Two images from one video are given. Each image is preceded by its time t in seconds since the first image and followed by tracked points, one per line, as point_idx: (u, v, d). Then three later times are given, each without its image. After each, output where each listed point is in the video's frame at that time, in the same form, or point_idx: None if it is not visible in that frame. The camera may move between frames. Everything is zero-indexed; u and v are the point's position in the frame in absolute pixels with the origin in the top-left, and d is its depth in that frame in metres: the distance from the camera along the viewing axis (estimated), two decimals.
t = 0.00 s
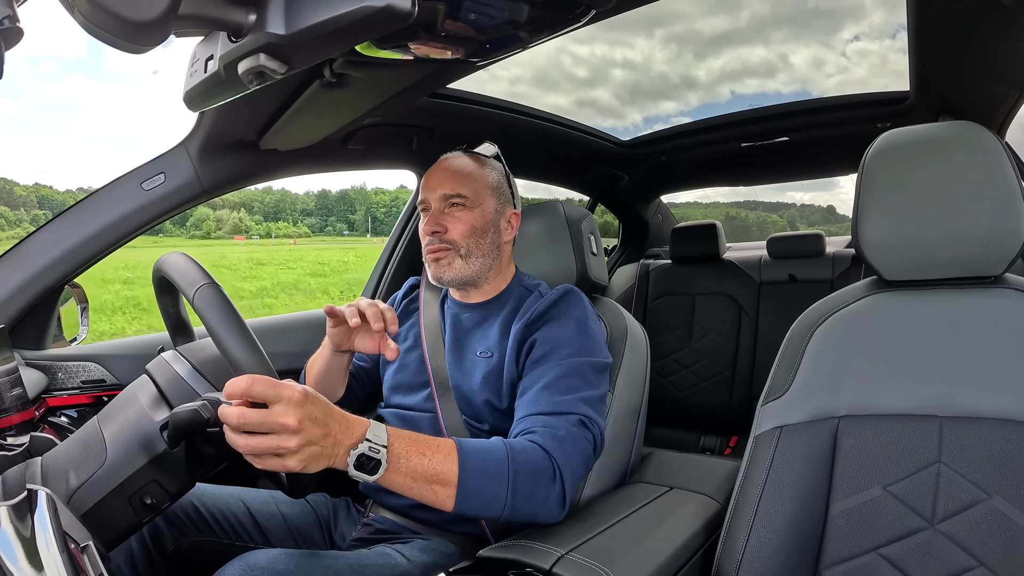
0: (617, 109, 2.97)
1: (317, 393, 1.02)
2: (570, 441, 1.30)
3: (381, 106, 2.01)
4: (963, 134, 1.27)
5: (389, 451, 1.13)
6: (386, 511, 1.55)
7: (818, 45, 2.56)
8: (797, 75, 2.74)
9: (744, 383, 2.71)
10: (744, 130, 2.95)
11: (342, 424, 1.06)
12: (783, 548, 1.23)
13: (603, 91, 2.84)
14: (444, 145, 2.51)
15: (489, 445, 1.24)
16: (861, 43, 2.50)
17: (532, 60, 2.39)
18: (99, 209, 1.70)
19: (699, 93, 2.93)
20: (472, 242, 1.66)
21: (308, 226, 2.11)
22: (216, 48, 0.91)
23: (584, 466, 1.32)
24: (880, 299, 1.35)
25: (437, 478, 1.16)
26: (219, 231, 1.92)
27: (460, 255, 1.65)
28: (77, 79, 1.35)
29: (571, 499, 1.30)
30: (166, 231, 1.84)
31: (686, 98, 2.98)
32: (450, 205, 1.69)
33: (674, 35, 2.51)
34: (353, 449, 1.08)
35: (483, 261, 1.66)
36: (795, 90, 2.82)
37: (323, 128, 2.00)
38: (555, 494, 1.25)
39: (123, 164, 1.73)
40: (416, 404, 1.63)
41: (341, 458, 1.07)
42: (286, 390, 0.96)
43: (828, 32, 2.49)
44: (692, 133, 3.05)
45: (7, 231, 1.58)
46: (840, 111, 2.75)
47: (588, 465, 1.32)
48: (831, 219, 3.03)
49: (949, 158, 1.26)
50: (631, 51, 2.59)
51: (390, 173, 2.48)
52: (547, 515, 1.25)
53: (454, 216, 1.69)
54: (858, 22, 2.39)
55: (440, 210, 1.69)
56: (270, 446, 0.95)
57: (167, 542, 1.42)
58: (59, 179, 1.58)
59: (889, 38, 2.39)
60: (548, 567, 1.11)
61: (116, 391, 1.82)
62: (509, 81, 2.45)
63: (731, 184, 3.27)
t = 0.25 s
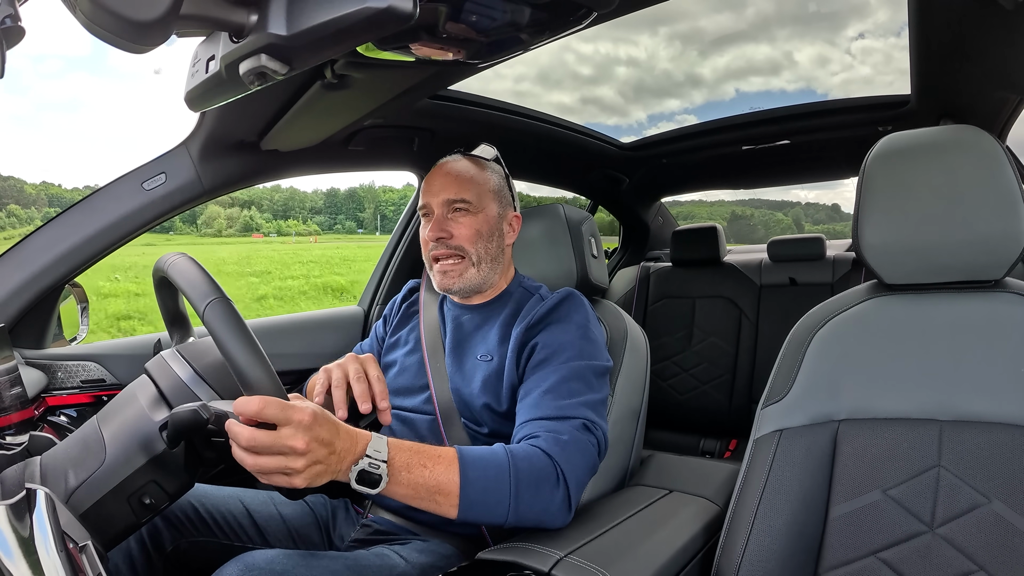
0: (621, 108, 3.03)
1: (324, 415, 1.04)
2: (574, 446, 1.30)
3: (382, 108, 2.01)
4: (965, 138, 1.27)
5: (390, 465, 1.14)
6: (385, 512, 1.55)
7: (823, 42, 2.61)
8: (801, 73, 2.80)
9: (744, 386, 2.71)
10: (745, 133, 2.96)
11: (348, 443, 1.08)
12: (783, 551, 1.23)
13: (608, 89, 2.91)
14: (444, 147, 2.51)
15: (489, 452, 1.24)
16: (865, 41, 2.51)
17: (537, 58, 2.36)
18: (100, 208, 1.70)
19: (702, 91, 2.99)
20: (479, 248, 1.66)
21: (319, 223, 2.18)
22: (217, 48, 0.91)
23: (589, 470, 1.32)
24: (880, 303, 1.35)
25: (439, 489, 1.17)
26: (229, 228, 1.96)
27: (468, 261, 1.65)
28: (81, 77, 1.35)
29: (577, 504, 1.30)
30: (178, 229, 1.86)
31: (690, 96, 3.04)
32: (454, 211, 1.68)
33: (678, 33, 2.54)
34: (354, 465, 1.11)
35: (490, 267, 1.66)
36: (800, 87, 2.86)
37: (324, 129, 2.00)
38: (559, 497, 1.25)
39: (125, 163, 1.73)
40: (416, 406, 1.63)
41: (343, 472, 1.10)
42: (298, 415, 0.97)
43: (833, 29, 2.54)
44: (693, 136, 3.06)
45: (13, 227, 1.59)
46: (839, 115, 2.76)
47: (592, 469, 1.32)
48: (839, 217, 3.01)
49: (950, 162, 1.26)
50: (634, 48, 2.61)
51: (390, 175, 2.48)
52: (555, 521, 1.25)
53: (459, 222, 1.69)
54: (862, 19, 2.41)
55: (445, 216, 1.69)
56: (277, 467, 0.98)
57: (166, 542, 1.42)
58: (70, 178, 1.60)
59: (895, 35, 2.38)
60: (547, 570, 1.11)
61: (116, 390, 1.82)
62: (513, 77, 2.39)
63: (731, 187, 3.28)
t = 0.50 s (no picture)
0: (630, 105, 3.04)
1: (332, 440, 1.09)
2: (576, 448, 1.31)
3: (380, 109, 2.01)
4: (963, 136, 1.27)
5: (389, 480, 1.19)
6: (384, 513, 1.55)
7: (830, 40, 2.56)
8: (809, 70, 2.75)
9: (744, 386, 2.71)
10: (743, 133, 2.96)
11: (352, 462, 1.14)
12: (783, 550, 1.23)
13: (615, 87, 2.91)
14: (443, 148, 2.51)
15: (488, 458, 1.26)
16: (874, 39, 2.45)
17: (543, 57, 2.40)
18: (99, 210, 1.70)
19: (710, 89, 2.95)
20: (478, 246, 1.65)
21: (331, 221, 2.20)
22: (215, 50, 0.91)
23: (592, 471, 1.33)
24: (879, 302, 1.35)
25: (438, 501, 1.20)
26: (243, 226, 1.99)
27: (466, 258, 1.65)
28: (81, 78, 1.35)
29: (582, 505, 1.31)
30: (191, 227, 1.90)
31: (697, 93, 3.00)
32: (454, 209, 1.68)
33: (686, 30, 2.54)
34: (353, 481, 1.17)
35: (488, 265, 1.66)
36: (808, 85, 2.81)
37: (323, 131, 2.00)
38: (561, 499, 1.26)
39: (123, 166, 1.73)
40: (416, 407, 1.64)
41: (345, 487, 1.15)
42: (310, 445, 1.03)
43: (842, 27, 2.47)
44: (691, 135, 3.06)
45: (14, 228, 1.60)
46: (836, 115, 2.76)
47: (594, 469, 1.33)
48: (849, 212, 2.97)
49: (948, 161, 1.26)
50: (641, 46, 2.60)
51: (389, 176, 2.48)
52: (561, 522, 1.25)
53: (458, 220, 1.68)
54: (870, 16, 2.35)
55: (444, 214, 1.68)
56: (286, 491, 1.04)
57: (166, 544, 1.42)
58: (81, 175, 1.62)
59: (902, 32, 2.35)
60: (547, 571, 1.11)
61: (115, 392, 1.82)
62: (521, 75, 2.41)
63: (730, 187, 3.28)
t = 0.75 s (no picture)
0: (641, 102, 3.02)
1: (333, 456, 1.15)
2: (573, 446, 1.31)
3: (378, 108, 2.01)
4: (960, 134, 1.27)
5: (388, 486, 1.23)
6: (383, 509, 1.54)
7: (843, 36, 2.51)
8: (821, 66, 2.71)
9: (742, 384, 2.71)
10: (741, 131, 2.96)
11: (353, 471, 1.20)
12: (783, 549, 1.23)
13: (625, 84, 2.90)
14: (441, 147, 2.51)
15: (482, 458, 1.28)
16: (885, 36, 2.42)
17: (554, 54, 2.44)
18: (97, 211, 1.70)
19: (722, 86, 2.95)
20: (473, 247, 1.65)
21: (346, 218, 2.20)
22: (213, 49, 0.91)
23: (590, 467, 1.33)
24: (876, 300, 1.35)
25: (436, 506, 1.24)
26: (261, 224, 2.03)
27: (462, 259, 1.65)
28: (80, 76, 1.34)
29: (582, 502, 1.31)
30: (208, 224, 1.94)
31: (709, 89, 2.99)
32: (448, 211, 1.67)
33: (697, 26, 2.54)
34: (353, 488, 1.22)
35: (484, 265, 1.66)
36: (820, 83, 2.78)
37: (321, 130, 2.00)
38: (559, 496, 1.27)
39: (121, 166, 1.73)
40: (414, 405, 1.64)
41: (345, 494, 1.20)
42: (314, 467, 1.09)
43: (853, 23, 2.41)
44: (689, 134, 3.06)
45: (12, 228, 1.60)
46: (834, 113, 2.75)
47: (593, 465, 1.33)
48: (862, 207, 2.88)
49: (945, 159, 1.26)
50: (653, 42, 2.61)
51: (387, 175, 2.48)
52: (561, 520, 1.26)
53: (453, 221, 1.67)
54: (881, 13, 2.30)
55: (439, 215, 1.67)
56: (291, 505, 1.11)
57: (165, 544, 1.41)
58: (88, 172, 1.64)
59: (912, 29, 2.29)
60: (546, 569, 1.11)
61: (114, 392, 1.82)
62: (530, 72, 2.47)
63: (727, 185, 3.29)
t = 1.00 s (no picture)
0: (654, 100, 3.19)
1: (331, 471, 1.19)
2: (568, 446, 1.31)
3: (376, 109, 2.01)
4: (958, 139, 1.28)
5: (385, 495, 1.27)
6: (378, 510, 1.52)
7: (857, 32, 2.60)
8: (835, 63, 2.80)
9: (739, 388, 2.71)
10: (740, 135, 2.96)
11: (350, 480, 1.24)
12: (779, 552, 1.23)
13: (640, 81, 3.09)
14: (439, 149, 2.51)
15: (475, 462, 1.28)
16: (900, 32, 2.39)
17: (569, 53, 2.64)
18: (94, 210, 1.69)
19: (735, 84, 3.09)
20: (478, 249, 1.65)
21: (363, 217, 2.41)
22: (211, 49, 0.91)
23: (585, 469, 1.33)
24: (874, 305, 1.35)
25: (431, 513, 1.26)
26: (280, 223, 2.14)
27: (466, 262, 1.65)
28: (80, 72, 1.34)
29: (578, 503, 1.30)
30: (227, 222, 2.01)
31: (722, 87, 3.12)
32: (453, 213, 1.67)
33: (709, 24, 2.69)
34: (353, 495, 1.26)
35: (488, 268, 1.66)
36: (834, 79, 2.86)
37: (319, 131, 2.00)
38: (553, 498, 1.27)
39: (119, 164, 1.72)
40: (411, 407, 1.64)
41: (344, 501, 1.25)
42: (310, 488, 1.14)
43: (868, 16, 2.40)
44: (687, 138, 3.06)
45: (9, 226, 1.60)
46: (833, 117, 2.75)
47: (589, 466, 1.33)
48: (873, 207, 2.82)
49: (943, 164, 1.27)
50: (666, 40, 2.79)
51: (385, 177, 2.48)
52: (555, 521, 1.26)
53: (458, 224, 1.67)
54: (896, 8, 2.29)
55: (444, 217, 1.67)
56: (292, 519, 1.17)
57: (161, 544, 1.42)
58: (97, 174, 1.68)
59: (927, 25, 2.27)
60: (541, 572, 1.11)
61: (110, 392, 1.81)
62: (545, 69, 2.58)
63: (725, 189, 3.29)
